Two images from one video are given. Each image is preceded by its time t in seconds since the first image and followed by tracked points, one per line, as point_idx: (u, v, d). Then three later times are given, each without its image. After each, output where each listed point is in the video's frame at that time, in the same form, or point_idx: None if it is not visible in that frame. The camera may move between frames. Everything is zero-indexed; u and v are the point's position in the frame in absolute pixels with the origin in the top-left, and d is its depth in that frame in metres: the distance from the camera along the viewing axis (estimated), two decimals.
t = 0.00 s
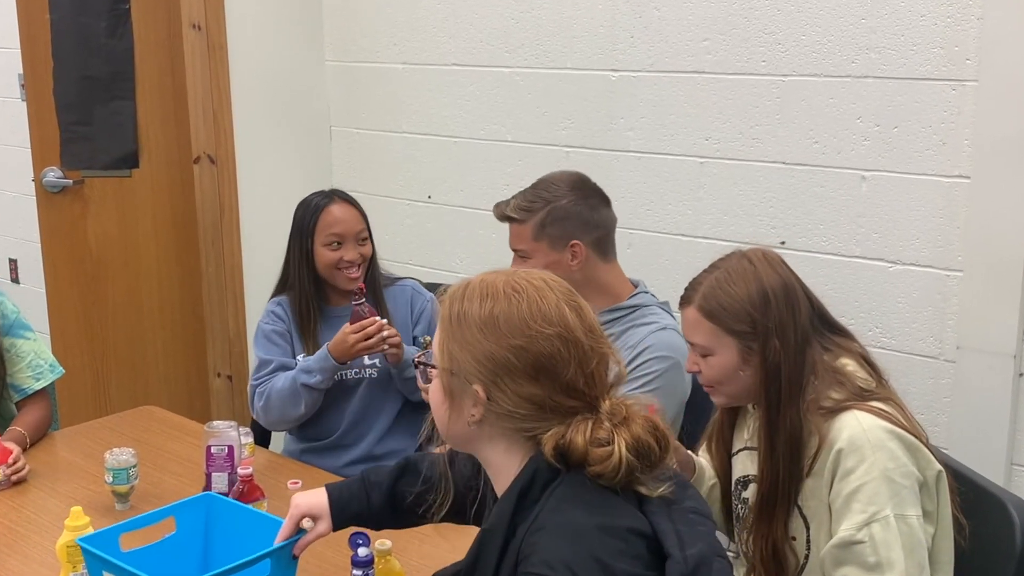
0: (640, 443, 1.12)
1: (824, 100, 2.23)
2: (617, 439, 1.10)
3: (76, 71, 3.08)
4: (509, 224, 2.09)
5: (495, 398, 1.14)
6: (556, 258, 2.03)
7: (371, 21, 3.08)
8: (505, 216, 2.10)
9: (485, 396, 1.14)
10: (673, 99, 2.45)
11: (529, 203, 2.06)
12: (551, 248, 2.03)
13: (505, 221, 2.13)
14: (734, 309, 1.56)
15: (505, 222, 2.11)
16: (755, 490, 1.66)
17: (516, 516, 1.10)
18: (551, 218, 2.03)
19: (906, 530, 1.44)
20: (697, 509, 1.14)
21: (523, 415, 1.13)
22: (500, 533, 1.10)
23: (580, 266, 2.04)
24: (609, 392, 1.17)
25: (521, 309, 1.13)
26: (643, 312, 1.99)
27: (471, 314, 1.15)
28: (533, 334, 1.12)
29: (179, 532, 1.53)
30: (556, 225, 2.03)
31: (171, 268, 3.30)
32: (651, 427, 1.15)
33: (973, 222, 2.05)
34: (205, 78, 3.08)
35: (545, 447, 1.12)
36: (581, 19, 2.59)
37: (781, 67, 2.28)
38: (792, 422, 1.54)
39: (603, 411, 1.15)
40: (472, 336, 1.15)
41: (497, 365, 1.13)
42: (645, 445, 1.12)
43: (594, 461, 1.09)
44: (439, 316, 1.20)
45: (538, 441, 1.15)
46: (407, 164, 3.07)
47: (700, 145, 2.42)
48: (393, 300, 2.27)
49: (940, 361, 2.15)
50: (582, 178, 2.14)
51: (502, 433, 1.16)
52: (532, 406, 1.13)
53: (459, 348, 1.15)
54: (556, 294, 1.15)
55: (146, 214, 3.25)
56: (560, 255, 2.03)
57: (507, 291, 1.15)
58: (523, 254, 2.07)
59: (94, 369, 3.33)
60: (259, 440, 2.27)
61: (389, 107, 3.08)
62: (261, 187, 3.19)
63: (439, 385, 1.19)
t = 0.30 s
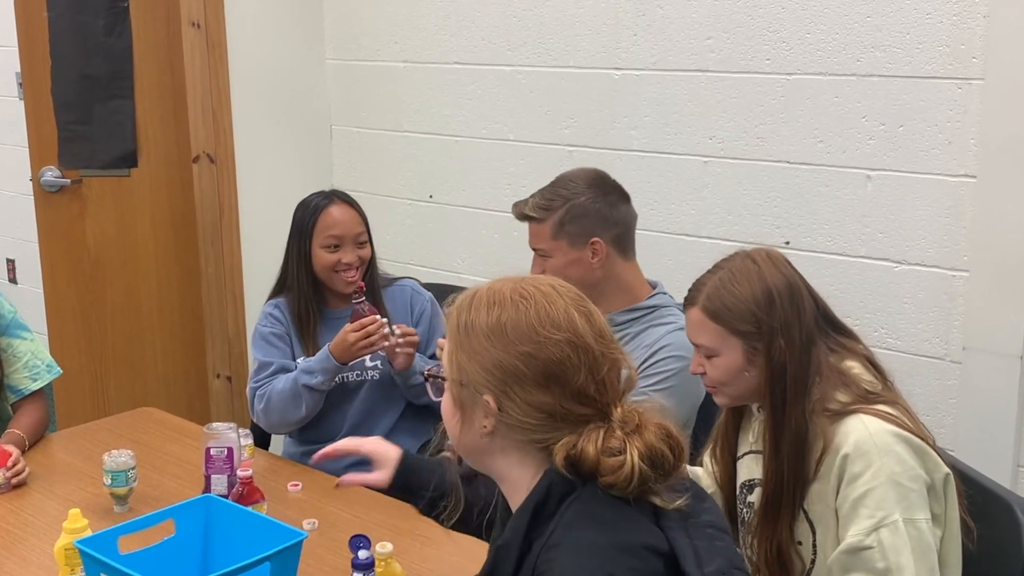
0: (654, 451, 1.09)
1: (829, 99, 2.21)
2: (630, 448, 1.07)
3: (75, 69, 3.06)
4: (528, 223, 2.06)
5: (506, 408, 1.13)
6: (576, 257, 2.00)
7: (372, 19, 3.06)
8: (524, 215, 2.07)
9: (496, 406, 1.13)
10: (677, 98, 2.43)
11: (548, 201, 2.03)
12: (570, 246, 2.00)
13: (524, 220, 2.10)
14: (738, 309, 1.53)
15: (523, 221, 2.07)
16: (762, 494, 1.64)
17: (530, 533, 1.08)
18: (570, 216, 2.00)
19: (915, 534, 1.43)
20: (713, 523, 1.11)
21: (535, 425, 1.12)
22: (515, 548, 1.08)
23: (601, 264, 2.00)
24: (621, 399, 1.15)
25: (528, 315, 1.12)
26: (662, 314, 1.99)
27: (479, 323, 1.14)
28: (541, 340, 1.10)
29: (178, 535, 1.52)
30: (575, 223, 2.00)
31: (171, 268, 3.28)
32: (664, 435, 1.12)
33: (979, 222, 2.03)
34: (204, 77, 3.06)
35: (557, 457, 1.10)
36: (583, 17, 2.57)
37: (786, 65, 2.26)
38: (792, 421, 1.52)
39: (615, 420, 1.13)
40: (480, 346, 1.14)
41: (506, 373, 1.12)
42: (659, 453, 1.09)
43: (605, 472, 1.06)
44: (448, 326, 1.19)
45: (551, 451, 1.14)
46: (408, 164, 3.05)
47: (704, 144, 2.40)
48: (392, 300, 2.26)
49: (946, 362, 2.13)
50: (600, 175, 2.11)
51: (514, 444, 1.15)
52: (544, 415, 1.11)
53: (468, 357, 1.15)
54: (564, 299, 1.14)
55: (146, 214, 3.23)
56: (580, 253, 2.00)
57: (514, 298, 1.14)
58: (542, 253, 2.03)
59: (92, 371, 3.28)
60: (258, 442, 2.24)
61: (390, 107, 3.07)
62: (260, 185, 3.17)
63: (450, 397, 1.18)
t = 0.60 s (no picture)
0: (680, 470, 1.05)
1: (835, 97, 2.19)
2: (654, 465, 1.04)
3: (72, 67, 3.03)
4: (529, 220, 2.02)
5: (529, 426, 1.11)
6: (578, 256, 1.99)
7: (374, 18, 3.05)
8: (523, 211, 2.03)
9: (520, 424, 1.12)
10: (680, 97, 2.41)
11: (551, 198, 2.00)
12: (575, 245, 1.99)
13: (519, 217, 2.07)
14: (760, 303, 1.54)
15: (523, 218, 2.04)
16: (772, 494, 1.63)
17: (567, 554, 1.06)
18: (576, 214, 1.99)
19: (922, 536, 1.40)
20: (754, 544, 1.08)
21: (559, 442, 1.10)
22: (551, 570, 1.07)
23: (603, 263, 2.00)
24: (649, 415, 1.12)
25: (548, 329, 1.10)
26: (645, 312, 1.96)
27: (501, 338, 1.13)
28: (563, 354, 1.08)
29: (177, 538, 1.50)
30: (582, 221, 1.99)
31: (170, 269, 3.24)
32: (691, 453, 1.09)
33: (986, 222, 2.01)
34: (203, 75, 3.01)
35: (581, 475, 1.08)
36: (586, 15, 2.55)
37: (790, 64, 2.24)
38: (816, 408, 1.52)
39: (641, 436, 1.10)
40: (502, 362, 1.13)
41: (528, 390, 1.10)
42: (685, 472, 1.06)
43: (630, 490, 1.03)
44: (473, 342, 1.18)
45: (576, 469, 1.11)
46: (410, 163, 3.03)
47: (708, 143, 2.38)
48: (393, 301, 2.24)
49: (952, 363, 2.11)
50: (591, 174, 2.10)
51: (539, 462, 1.13)
52: (567, 432, 1.09)
53: (491, 374, 1.14)
54: (586, 312, 1.11)
55: (144, 214, 3.19)
56: (584, 252, 1.99)
57: (536, 312, 1.12)
58: (544, 251, 2.01)
59: (92, 372, 3.27)
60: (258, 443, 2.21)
61: (392, 105, 3.05)
62: (260, 184, 3.15)
63: (477, 414, 1.18)
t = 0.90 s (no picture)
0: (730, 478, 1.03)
1: (840, 96, 2.17)
2: (702, 474, 1.02)
3: (71, 66, 2.99)
4: (514, 229, 1.99)
5: (570, 435, 1.08)
6: (566, 266, 1.97)
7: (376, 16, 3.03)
8: (508, 220, 2.00)
9: (559, 432, 1.09)
10: (684, 95, 2.39)
11: (537, 206, 1.97)
12: (563, 254, 1.96)
13: (503, 226, 2.03)
14: (772, 298, 1.53)
15: (507, 227, 2.01)
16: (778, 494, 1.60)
17: None
18: (564, 222, 1.96)
19: (922, 539, 1.39)
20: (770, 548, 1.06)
21: (600, 451, 1.07)
22: None
23: (589, 272, 1.99)
24: (691, 420, 1.09)
25: (590, 333, 1.06)
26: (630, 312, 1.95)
27: (538, 343, 1.09)
28: (606, 360, 1.05)
29: (176, 540, 1.48)
30: (569, 230, 1.96)
31: (169, 268, 3.22)
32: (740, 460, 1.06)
33: (992, 222, 1.99)
34: (203, 73, 2.99)
35: (625, 481, 1.06)
36: (589, 12, 2.53)
37: (795, 62, 2.22)
38: (825, 403, 1.50)
39: (687, 443, 1.07)
40: (539, 368, 1.09)
41: (568, 397, 1.06)
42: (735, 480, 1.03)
43: (676, 498, 1.01)
44: (505, 347, 1.14)
45: (617, 478, 1.09)
46: (411, 163, 3.01)
47: (711, 142, 2.36)
48: (394, 303, 2.22)
49: (958, 364, 2.09)
50: (576, 181, 2.07)
51: (578, 470, 1.11)
52: (610, 440, 1.06)
53: (527, 380, 1.10)
54: (627, 315, 1.08)
55: (143, 212, 3.17)
56: (572, 261, 1.97)
57: (575, 316, 1.08)
58: (529, 261, 1.97)
59: (88, 373, 3.22)
60: (258, 445, 2.20)
61: (394, 104, 3.03)
62: (260, 184, 3.13)
63: (510, 421, 1.14)
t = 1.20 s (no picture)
0: (786, 484, 1.03)
1: (845, 94, 2.15)
2: (761, 480, 1.01)
3: (68, 63, 2.97)
4: (518, 229, 1.96)
5: (623, 437, 1.04)
6: (569, 268, 1.95)
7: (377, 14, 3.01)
8: (512, 220, 1.97)
9: (612, 434, 1.05)
10: (688, 94, 2.37)
11: (541, 206, 1.95)
12: (567, 255, 1.94)
13: (506, 227, 2.01)
14: (774, 297, 1.50)
15: (510, 228, 1.98)
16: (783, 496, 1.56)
17: None
18: (567, 224, 1.94)
19: (924, 543, 1.37)
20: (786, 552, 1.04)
21: (655, 454, 1.04)
22: None
23: (592, 274, 1.97)
24: (745, 425, 1.07)
25: (651, 333, 1.03)
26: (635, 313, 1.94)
27: (593, 342, 1.05)
28: (667, 361, 1.01)
29: (175, 543, 1.46)
30: (573, 231, 1.94)
31: (168, 268, 3.20)
32: (795, 465, 1.05)
33: (998, 221, 1.97)
34: (202, 71, 2.97)
35: (679, 485, 1.04)
36: (591, 10, 2.52)
37: (800, 60, 2.20)
38: (825, 404, 1.49)
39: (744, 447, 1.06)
40: (595, 367, 1.05)
41: (625, 398, 1.03)
42: (791, 486, 1.03)
43: (734, 503, 1.01)
44: (553, 344, 1.10)
45: (668, 482, 1.06)
46: (413, 162, 2.99)
47: (716, 141, 2.35)
48: (398, 305, 2.21)
49: (964, 365, 2.07)
50: (579, 182, 2.05)
51: (627, 473, 1.07)
52: (666, 443, 1.03)
53: (580, 379, 1.06)
54: (686, 316, 1.05)
55: (142, 211, 3.14)
56: (575, 262, 1.95)
57: (633, 315, 1.05)
58: (533, 262, 1.95)
59: (86, 374, 3.18)
60: (258, 447, 2.18)
61: (395, 103, 3.01)
62: (259, 183, 3.11)
63: (557, 422, 1.09)
